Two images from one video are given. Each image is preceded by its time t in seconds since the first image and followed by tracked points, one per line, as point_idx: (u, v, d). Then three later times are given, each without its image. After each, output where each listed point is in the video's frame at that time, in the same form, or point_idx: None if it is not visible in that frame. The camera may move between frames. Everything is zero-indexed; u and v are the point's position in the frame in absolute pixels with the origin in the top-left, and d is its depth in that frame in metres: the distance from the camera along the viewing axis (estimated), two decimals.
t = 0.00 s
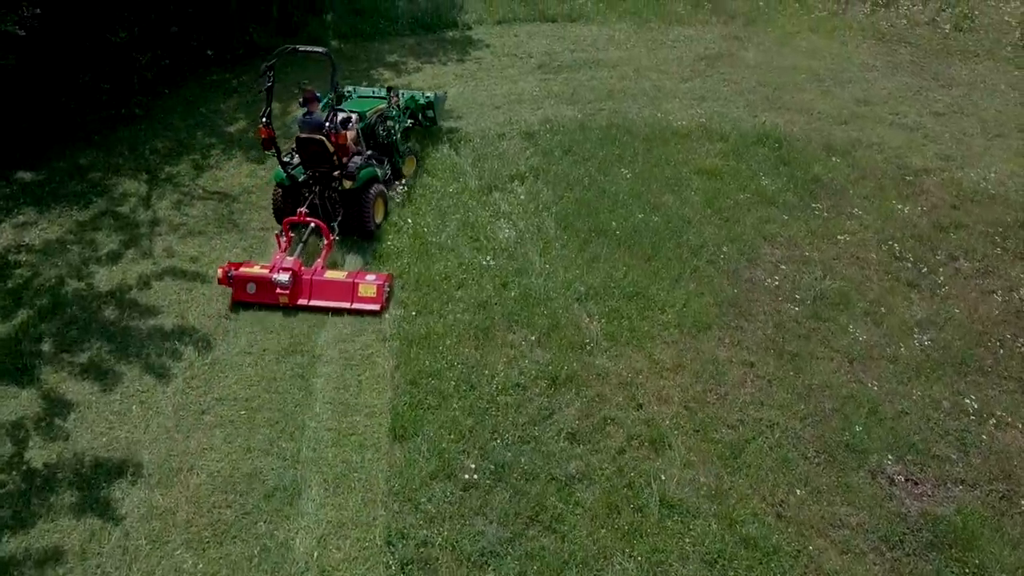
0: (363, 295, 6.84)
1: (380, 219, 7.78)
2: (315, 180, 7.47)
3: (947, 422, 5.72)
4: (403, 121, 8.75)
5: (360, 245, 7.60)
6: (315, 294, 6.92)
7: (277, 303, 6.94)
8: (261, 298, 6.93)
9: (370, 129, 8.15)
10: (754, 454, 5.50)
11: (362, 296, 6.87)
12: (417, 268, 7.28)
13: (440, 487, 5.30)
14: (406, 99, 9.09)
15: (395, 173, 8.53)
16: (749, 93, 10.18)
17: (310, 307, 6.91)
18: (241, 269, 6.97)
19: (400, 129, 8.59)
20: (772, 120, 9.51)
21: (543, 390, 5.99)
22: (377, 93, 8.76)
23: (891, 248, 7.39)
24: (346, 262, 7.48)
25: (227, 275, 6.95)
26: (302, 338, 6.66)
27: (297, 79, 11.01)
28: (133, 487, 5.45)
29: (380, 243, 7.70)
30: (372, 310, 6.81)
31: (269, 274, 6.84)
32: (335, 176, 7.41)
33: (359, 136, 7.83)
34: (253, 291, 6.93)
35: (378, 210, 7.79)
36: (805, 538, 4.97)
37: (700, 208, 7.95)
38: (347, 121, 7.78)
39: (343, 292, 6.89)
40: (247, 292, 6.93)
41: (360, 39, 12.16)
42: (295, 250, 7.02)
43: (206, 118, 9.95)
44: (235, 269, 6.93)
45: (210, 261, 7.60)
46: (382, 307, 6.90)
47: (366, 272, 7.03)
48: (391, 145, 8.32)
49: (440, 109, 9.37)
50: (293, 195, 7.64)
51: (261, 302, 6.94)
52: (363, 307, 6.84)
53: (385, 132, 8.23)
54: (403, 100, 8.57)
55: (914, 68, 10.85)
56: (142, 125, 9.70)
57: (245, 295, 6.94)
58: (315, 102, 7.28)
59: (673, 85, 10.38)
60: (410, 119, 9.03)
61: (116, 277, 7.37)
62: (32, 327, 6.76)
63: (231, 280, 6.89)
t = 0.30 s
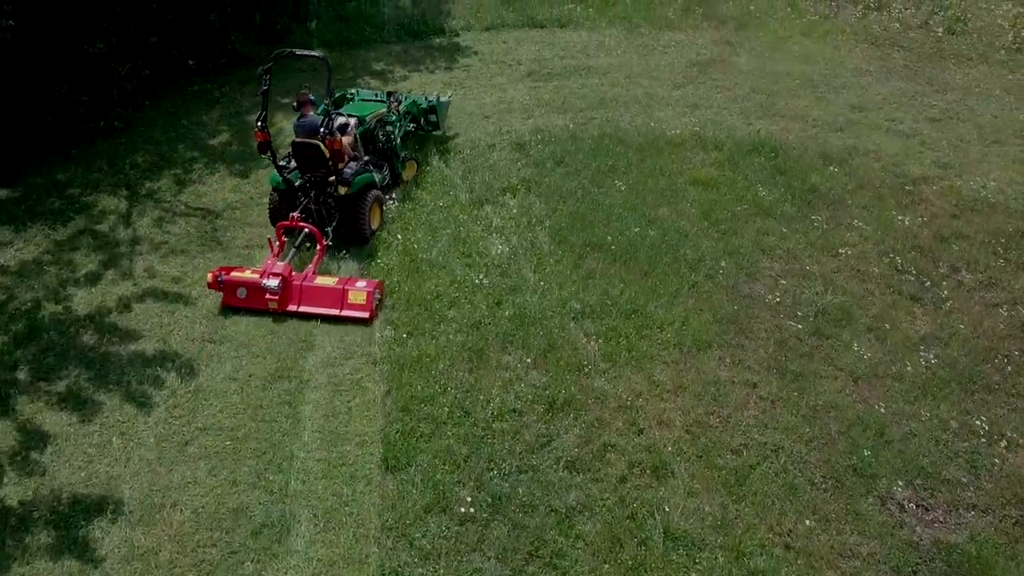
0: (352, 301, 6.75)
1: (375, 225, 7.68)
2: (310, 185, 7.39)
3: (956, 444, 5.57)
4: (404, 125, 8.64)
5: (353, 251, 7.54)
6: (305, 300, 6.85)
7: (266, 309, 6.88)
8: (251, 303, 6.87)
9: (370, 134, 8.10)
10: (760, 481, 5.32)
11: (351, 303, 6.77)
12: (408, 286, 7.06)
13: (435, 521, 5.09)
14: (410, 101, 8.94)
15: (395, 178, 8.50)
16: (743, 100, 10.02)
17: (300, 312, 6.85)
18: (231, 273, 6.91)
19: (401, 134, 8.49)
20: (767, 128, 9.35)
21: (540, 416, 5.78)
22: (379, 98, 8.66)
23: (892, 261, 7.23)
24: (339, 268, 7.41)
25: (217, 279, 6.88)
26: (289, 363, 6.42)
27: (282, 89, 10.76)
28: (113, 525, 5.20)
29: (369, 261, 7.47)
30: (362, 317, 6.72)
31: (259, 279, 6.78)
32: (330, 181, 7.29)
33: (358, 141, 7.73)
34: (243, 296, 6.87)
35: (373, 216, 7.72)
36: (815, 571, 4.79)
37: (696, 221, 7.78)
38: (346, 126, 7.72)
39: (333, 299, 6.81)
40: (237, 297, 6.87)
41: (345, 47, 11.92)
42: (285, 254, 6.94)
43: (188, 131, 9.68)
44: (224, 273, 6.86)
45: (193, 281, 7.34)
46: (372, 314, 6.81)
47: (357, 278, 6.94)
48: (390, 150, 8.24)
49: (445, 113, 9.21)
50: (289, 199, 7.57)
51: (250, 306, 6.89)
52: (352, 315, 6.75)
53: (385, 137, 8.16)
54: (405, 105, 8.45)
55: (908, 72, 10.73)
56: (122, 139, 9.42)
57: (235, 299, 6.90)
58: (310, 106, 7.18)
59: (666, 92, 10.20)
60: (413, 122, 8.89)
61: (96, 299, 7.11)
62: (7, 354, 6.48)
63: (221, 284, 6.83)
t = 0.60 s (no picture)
0: (341, 311, 6.63)
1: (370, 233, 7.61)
2: (306, 191, 7.34)
3: (962, 468, 5.41)
4: (405, 132, 8.56)
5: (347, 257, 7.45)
6: (293, 309, 6.75)
7: (255, 315, 6.81)
8: (241, 310, 6.81)
9: (369, 140, 7.91)
10: (762, 510, 5.14)
11: (340, 312, 6.66)
12: (396, 306, 6.84)
13: (427, 559, 4.89)
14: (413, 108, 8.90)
15: (394, 185, 8.41)
16: (735, 108, 9.86)
17: (289, 320, 6.76)
18: (221, 279, 6.85)
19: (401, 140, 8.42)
20: (760, 137, 9.20)
21: (535, 444, 5.59)
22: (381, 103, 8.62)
23: (891, 274, 7.08)
24: (332, 274, 7.35)
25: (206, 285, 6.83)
26: (273, 390, 6.19)
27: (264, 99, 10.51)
28: (89, 568, 4.95)
29: (355, 280, 7.25)
30: (350, 327, 6.61)
31: (248, 286, 6.70)
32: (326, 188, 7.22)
33: (356, 147, 7.66)
34: (233, 302, 6.81)
35: (369, 224, 7.64)
36: None
37: (690, 235, 7.61)
38: (343, 133, 7.51)
39: (321, 308, 6.70)
40: (226, 303, 6.82)
41: (330, 56, 11.69)
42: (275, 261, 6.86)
43: (168, 145, 9.42)
44: (214, 279, 6.80)
45: (173, 303, 7.09)
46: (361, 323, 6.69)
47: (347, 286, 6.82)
48: (390, 156, 8.18)
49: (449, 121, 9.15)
50: (285, 205, 7.51)
51: (240, 313, 6.83)
52: (341, 324, 6.65)
53: (384, 143, 8.03)
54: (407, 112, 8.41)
55: (901, 78, 10.61)
56: (99, 153, 9.15)
57: (225, 305, 6.84)
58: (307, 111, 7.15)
59: (657, 101, 10.03)
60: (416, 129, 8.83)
61: (72, 324, 6.85)
62: None
63: (211, 291, 6.78)
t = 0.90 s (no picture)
0: (327, 321, 6.56)
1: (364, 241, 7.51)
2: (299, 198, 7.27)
3: (969, 493, 5.26)
4: (405, 138, 8.57)
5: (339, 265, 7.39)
6: (280, 317, 6.69)
7: (242, 323, 6.74)
8: (228, 316, 6.75)
9: (367, 146, 7.96)
10: (766, 541, 4.97)
11: (326, 323, 6.58)
12: (383, 326, 6.63)
13: None
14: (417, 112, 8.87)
15: (393, 192, 8.32)
16: (726, 116, 9.70)
17: (275, 329, 6.70)
18: (210, 285, 6.80)
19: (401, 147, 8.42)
20: (753, 146, 9.04)
21: (529, 474, 5.39)
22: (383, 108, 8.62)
23: (890, 288, 6.93)
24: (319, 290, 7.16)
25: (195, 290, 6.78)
26: (255, 419, 5.96)
27: (246, 110, 10.26)
28: None
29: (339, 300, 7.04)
30: (335, 337, 6.53)
31: (235, 292, 6.65)
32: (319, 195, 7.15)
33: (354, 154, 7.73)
34: (220, 309, 6.75)
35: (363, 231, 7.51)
36: None
37: (684, 249, 7.43)
38: (340, 139, 7.60)
39: (308, 317, 6.63)
40: (213, 309, 6.76)
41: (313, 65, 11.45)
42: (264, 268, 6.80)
43: (146, 159, 9.15)
44: (203, 285, 6.75)
45: (151, 326, 6.84)
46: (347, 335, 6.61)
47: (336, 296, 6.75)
48: (388, 163, 8.12)
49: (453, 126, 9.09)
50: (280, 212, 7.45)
51: (227, 319, 6.77)
52: (326, 334, 6.56)
53: (382, 150, 8.01)
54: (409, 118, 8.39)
55: (893, 84, 10.49)
56: (75, 168, 8.88)
57: (213, 311, 6.78)
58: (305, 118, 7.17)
59: (647, 109, 9.86)
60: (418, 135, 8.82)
61: (46, 350, 6.59)
62: None
63: (199, 296, 6.73)
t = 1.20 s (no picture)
0: (314, 331, 6.45)
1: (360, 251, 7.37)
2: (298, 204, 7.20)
3: (978, 519, 5.12)
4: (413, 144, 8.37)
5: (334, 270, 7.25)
6: (269, 324, 6.60)
7: (232, 328, 6.68)
8: (218, 321, 6.70)
9: (371, 152, 7.86)
10: (772, 573, 4.81)
11: (313, 332, 6.48)
12: (374, 348, 6.42)
13: None
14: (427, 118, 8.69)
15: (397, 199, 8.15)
16: (721, 124, 9.55)
17: (264, 335, 6.61)
18: (202, 289, 6.75)
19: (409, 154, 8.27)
20: (749, 155, 8.88)
21: (527, 505, 5.21)
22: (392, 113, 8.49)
23: (892, 303, 6.78)
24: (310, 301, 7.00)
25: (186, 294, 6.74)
26: (241, 448, 5.75)
27: (230, 121, 10.02)
28: None
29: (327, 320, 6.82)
30: (322, 348, 6.43)
31: (225, 298, 6.58)
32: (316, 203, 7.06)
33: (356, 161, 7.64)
34: (212, 313, 6.71)
35: (361, 240, 7.42)
36: None
37: (682, 264, 7.27)
38: (343, 145, 7.56)
39: (296, 326, 6.53)
40: (205, 313, 6.72)
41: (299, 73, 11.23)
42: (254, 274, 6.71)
43: (127, 174, 8.91)
44: (194, 289, 6.71)
45: (133, 350, 6.60)
46: (334, 345, 6.50)
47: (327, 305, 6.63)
48: (393, 170, 7.96)
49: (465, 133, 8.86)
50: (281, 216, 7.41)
51: (218, 324, 6.71)
52: (313, 344, 6.46)
53: (386, 156, 7.91)
54: (417, 125, 8.21)
55: (888, 89, 10.36)
56: (54, 183, 8.62)
57: (204, 316, 6.74)
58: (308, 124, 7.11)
59: (640, 117, 9.69)
60: (428, 141, 8.63)
61: (23, 377, 6.34)
62: None
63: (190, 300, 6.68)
